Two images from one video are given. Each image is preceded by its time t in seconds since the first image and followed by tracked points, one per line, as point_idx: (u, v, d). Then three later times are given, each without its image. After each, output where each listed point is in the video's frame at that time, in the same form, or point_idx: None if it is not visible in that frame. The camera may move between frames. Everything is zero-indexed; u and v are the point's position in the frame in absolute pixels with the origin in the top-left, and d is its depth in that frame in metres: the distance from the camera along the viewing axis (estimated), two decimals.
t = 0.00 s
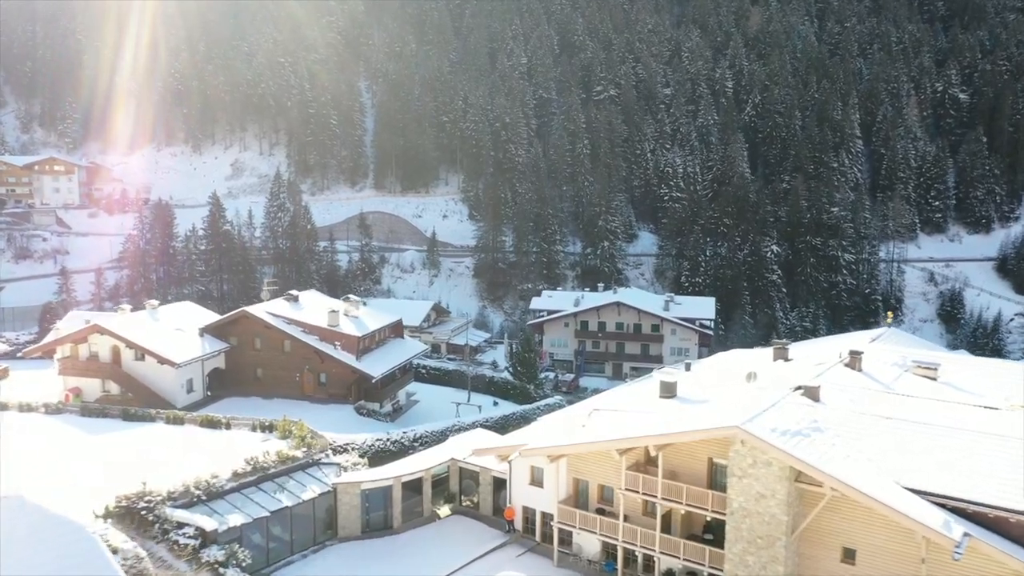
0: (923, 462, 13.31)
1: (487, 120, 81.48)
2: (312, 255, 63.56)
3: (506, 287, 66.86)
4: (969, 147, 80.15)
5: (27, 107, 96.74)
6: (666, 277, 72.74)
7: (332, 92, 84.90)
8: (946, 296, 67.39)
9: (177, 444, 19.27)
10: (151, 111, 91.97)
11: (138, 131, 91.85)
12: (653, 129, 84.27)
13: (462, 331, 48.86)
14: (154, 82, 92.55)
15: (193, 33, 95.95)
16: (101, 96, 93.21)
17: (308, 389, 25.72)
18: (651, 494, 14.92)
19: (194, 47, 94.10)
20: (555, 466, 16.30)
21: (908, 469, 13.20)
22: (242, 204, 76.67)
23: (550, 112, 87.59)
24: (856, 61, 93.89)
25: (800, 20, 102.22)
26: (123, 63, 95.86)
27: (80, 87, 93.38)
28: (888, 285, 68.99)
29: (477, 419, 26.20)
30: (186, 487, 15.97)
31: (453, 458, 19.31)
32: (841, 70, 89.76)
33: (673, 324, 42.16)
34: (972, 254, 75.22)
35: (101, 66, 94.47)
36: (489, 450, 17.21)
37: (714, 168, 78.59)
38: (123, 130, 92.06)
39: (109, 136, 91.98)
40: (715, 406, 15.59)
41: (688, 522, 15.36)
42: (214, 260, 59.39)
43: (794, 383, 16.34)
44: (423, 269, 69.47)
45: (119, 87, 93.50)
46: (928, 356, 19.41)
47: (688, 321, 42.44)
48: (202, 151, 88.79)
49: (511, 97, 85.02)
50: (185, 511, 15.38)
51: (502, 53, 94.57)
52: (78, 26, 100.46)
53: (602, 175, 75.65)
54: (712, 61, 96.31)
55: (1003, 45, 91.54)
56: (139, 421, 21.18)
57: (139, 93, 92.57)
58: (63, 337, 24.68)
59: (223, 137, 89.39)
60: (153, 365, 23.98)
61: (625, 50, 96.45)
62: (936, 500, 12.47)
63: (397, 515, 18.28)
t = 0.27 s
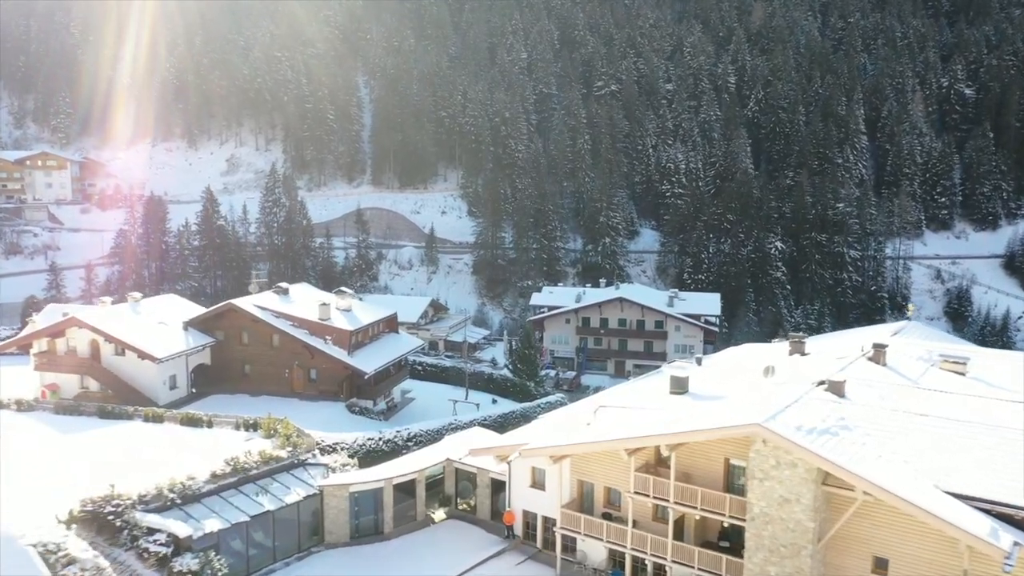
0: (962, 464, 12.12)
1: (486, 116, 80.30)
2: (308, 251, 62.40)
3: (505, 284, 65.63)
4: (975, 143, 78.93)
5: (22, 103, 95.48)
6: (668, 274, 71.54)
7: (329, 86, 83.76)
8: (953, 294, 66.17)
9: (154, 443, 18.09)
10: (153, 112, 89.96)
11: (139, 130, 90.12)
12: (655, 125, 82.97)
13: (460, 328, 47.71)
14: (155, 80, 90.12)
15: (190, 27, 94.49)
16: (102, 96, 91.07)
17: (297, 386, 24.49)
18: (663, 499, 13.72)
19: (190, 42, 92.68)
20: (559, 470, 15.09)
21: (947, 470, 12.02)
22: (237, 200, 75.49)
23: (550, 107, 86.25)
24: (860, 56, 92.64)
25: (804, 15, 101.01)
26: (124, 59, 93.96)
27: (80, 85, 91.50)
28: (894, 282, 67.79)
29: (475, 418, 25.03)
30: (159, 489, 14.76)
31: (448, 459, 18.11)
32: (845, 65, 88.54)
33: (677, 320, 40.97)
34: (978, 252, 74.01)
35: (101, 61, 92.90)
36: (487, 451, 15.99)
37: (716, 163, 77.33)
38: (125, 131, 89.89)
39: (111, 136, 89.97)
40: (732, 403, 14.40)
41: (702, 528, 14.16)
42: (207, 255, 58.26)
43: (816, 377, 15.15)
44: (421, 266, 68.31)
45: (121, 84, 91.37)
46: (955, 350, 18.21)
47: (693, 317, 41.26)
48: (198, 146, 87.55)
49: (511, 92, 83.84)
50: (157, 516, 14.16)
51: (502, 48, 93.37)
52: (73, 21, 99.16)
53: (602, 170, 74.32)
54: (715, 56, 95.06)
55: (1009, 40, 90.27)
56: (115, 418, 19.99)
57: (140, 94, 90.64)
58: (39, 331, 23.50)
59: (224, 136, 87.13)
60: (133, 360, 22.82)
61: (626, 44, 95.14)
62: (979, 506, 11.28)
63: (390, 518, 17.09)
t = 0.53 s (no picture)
0: (1009, 465, 10.94)
1: (485, 111, 79.08)
2: (304, 247, 61.24)
3: (505, 281, 64.41)
4: (981, 139, 77.75)
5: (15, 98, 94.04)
6: (670, 271, 70.32)
7: (326, 80, 82.54)
8: (960, 291, 64.97)
9: (129, 441, 16.94)
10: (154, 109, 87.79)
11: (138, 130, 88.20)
12: (656, 120, 81.75)
13: (458, 325, 46.52)
14: (155, 76, 88.19)
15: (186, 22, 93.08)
16: (102, 95, 88.92)
17: (286, 381, 23.34)
18: (677, 503, 12.55)
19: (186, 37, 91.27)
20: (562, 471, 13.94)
21: (992, 471, 10.85)
22: (233, 195, 74.33)
23: (551, 102, 85.01)
24: (865, 51, 91.40)
25: (807, 10, 99.73)
26: (125, 54, 91.15)
27: (79, 83, 89.56)
28: (900, 279, 66.59)
29: (472, 415, 23.89)
30: (128, 492, 13.60)
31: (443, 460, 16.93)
32: (849, 60, 87.30)
33: (681, 316, 39.84)
34: (985, 248, 72.82)
35: (102, 56, 90.82)
36: (484, 450, 14.83)
37: (719, 159, 76.13)
38: (124, 129, 87.98)
39: (109, 134, 88.26)
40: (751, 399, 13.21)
41: (718, 534, 13.00)
42: (201, 252, 57.09)
43: (841, 371, 13.96)
44: (419, 262, 67.17)
45: (121, 83, 88.88)
46: (984, 343, 17.04)
47: (698, 313, 40.13)
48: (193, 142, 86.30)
49: (511, 87, 82.67)
50: (125, 521, 12.99)
51: (502, 42, 92.16)
52: (68, 16, 97.61)
53: (603, 166, 73.14)
54: (717, 51, 93.80)
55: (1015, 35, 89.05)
56: (90, 416, 18.83)
57: (140, 91, 88.31)
58: (13, 324, 22.35)
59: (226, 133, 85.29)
60: (112, 354, 21.68)
61: (628, 40, 93.89)
62: None
63: (380, 523, 15.93)
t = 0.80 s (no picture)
0: None
1: (485, 105, 77.89)
2: (299, 243, 60.10)
3: (504, 278, 63.28)
4: (988, 134, 76.60)
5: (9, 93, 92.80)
6: (672, 268, 69.18)
7: (322, 74, 81.30)
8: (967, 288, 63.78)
9: (99, 439, 15.78)
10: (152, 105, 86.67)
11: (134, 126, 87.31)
12: (658, 115, 80.53)
13: (456, 321, 45.37)
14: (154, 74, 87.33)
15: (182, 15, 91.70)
16: (103, 92, 87.31)
17: (274, 377, 22.15)
18: (692, 508, 11.42)
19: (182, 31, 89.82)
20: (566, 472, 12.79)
21: None
22: (228, 191, 73.19)
23: (551, 97, 83.79)
24: (869, 46, 90.25)
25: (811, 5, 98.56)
26: (125, 50, 89.77)
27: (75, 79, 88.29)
28: (907, 276, 65.43)
29: (469, 413, 22.74)
30: (92, 495, 12.46)
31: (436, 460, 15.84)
32: (853, 55, 86.17)
33: (686, 312, 38.66)
34: (992, 245, 71.66)
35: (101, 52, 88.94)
36: (480, 450, 13.68)
37: (722, 154, 74.91)
38: (123, 127, 86.82)
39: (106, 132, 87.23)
40: (773, 394, 12.07)
41: (737, 541, 11.90)
42: (194, 247, 56.04)
43: (868, 362, 12.81)
44: (417, 259, 66.01)
45: (121, 81, 87.36)
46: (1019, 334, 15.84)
47: (703, 309, 38.95)
48: (188, 137, 85.20)
49: (510, 82, 81.53)
50: (86, 527, 11.85)
51: (502, 36, 90.98)
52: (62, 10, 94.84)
53: (604, 162, 71.96)
54: (719, 46, 92.68)
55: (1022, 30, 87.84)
56: (61, 413, 17.70)
57: (140, 90, 87.24)
58: None
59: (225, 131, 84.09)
60: (88, 348, 20.55)
61: (629, 34, 92.62)
62: None
63: (370, 527, 14.80)
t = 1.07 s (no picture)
0: None
1: (484, 100, 76.78)
2: (295, 238, 59.02)
3: (504, 274, 62.19)
4: (994, 129, 75.48)
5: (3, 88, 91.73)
6: (674, 265, 68.08)
7: (319, 68, 80.19)
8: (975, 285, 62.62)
9: (66, 436, 14.68)
10: (152, 104, 85.91)
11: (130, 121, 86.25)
12: (659, 110, 79.38)
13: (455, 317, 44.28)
14: (154, 75, 85.41)
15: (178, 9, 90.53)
16: (102, 89, 86.07)
17: (261, 371, 21.06)
18: (710, 513, 10.31)
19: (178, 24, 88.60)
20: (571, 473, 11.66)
21: None
22: (223, 186, 72.08)
23: (551, 91, 82.72)
24: (873, 41, 89.11)
25: None
26: (125, 50, 88.72)
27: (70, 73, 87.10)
28: (913, 273, 64.28)
29: (467, 409, 21.62)
30: (50, 497, 11.32)
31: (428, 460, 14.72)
32: (858, 49, 85.05)
33: (690, 307, 37.57)
34: (999, 242, 70.54)
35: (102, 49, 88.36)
36: (476, 448, 12.53)
37: (725, 149, 73.71)
38: (117, 122, 85.84)
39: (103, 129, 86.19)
40: (797, 387, 10.97)
41: (759, 549, 10.80)
42: (187, 242, 55.01)
43: (901, 352, 11.70)
44: (414, 255, 64.95)
45: (122, 81, 86.32)
46: None
47: (708, 304, 37.86)
48: (183, 132, 84.19)
49: (510, 76, 80.45)
50: (42, 532, 10.71)
51: (501, 31, 89.94)
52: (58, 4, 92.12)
53: (605, 157, 70.81)
54: (722, 41, 91.61)
55: None
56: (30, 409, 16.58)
57: (140, 90, 85.89)
58: None
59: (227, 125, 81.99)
60: (63, 340, 19.46)
61: (630, 29, 91.42)
62: None
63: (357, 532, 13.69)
